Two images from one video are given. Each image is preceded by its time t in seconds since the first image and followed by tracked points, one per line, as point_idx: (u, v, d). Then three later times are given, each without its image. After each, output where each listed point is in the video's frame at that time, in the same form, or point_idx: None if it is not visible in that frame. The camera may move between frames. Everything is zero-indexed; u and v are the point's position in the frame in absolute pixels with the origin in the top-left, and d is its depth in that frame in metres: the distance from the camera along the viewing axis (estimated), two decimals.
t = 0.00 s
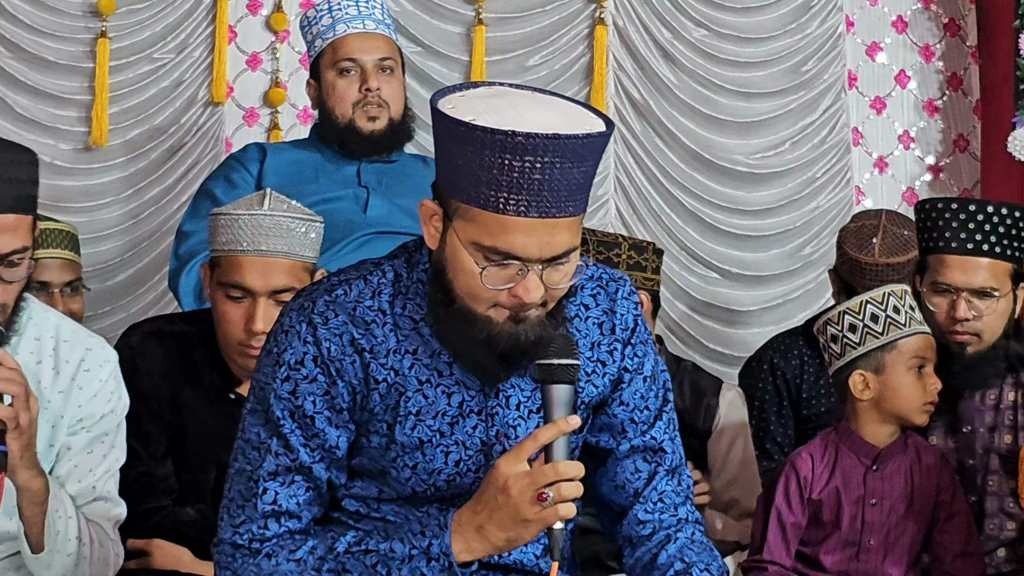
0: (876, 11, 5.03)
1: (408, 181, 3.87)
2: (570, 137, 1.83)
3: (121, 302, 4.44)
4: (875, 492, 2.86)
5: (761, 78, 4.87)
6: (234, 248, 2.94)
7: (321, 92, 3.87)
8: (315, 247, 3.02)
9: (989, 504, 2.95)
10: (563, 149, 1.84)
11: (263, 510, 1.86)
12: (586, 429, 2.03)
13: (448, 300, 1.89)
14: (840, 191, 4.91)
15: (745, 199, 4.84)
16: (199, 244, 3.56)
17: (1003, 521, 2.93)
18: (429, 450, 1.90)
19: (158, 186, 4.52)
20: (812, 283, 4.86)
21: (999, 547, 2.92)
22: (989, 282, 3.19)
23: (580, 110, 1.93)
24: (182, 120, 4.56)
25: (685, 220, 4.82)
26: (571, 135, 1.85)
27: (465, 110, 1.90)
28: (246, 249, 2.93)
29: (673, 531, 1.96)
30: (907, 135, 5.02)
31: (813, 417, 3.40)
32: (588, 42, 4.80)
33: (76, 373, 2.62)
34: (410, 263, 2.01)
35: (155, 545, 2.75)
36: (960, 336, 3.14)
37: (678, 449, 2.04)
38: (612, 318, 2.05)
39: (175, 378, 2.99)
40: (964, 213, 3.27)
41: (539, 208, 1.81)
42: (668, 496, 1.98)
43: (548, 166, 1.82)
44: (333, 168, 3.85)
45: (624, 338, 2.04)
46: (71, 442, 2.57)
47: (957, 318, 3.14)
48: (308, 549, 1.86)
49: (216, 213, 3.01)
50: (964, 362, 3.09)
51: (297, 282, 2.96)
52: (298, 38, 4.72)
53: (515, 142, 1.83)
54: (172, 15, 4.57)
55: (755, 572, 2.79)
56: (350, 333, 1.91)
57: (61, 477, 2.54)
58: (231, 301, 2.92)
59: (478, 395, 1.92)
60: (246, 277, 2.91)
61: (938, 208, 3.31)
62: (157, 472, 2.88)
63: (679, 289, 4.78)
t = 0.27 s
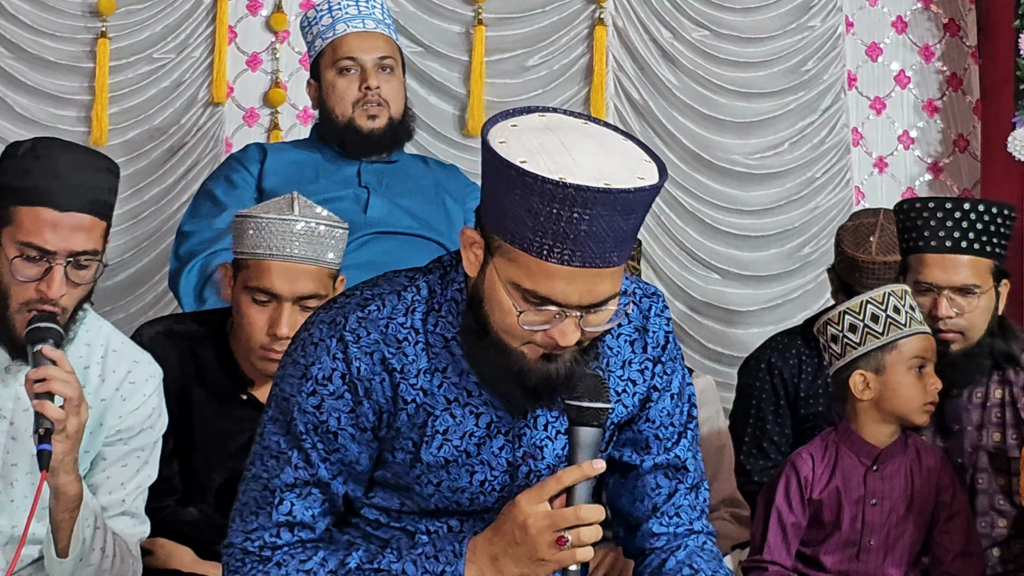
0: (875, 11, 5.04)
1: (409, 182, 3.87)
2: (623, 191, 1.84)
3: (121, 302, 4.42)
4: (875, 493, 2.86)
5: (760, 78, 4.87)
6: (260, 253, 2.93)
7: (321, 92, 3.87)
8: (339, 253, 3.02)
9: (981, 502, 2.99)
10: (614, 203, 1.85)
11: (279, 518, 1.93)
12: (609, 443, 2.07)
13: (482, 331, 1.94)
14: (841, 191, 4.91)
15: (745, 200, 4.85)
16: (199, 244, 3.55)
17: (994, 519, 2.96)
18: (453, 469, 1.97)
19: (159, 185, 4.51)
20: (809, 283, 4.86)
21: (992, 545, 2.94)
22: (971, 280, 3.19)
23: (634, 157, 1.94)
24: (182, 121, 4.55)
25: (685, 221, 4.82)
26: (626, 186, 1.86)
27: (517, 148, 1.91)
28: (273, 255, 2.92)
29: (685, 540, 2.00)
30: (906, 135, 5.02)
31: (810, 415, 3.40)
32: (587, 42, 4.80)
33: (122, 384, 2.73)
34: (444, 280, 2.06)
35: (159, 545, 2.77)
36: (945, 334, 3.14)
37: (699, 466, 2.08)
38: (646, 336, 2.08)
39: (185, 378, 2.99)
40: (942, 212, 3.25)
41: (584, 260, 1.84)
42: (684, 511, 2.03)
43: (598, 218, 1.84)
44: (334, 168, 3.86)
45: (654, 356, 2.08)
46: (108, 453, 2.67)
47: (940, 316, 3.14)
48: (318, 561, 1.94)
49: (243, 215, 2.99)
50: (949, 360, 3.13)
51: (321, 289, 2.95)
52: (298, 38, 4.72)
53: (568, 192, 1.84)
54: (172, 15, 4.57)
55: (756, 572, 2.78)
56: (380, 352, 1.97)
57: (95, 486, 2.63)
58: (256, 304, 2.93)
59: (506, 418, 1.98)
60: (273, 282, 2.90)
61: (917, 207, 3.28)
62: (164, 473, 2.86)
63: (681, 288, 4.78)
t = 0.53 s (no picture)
0: (875, 11, 5.03)
1: (410, 182, 3.86)
2: (650, 219, 1.83)
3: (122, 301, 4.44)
4: (875, 493, 2.86)
5: (760, 78, 4.87)
6: (280, 256, 2.94)
7: (321, 92, 3.87)
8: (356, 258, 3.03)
9: (981, 500, 3.01)
10: (642, 230, 1.84)
11: (287, 519, 1.92)
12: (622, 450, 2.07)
13: (500, 346, 1.93)
14: (841, 191, 4.91)
15: (745, 200, 4.86)
16: (199, 243, 3.56)
17: (994, 518, 2.98)
18: (465, 477, 1.97)
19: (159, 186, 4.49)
20: (807, 283, 4.86)
21: (992, 545, 2.96)
22: (978, 279, 3.18)
23: (663, 179, 1.91)
24: (182, 121, 4.55)
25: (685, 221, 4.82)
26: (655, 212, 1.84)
27: (546, 167, 1.89)
28: (297, 258, 2.92)
29: (691, 544, 2.01)
30: (906, 135, 5.02)
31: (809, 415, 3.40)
32: (587, 42, 4.80)
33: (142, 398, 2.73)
34: (462, 287, 2.05)
35: (160, 544, 2.77)
36: (949, 333, 3.13)
37: (710, 474, 2.08)
38: (662, 345, 2.06)
39: (199, 378, 2.99)
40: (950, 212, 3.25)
41: (607, 284, 1.84)
42: (693, 518, 2.03)
43: (625, 245, 1.83)
44: (334, 168, 3.86)
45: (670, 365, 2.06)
46: (122, 465, 2.67)
47: (947, 316, 3.13)
48: (325, 562, 1.91)
49: (263, 217, 2.99)
50: (950, 360, 3.13)
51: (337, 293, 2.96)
52: (298, 38, 4.72)
53: (598, 217, 1.82)
54: (172, 15, 4.57)
55: (755, 571, 2.79)
56: (397, 358, 1.96)
57: (106, 496, 2.63)
58: (271, 307, 2.93)
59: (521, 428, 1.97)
60: (290, 286, 2.91)
61: (926, 207, 3.28)
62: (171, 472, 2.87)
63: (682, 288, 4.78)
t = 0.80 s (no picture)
0: (875, 11, 5.03)
1: (409, 181, 3.86)
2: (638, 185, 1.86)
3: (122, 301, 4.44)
4: (875, 493, 2.86)
5: (759, 78, 4.88)
6: (256, 258, 2.94)
7: (321, 92, 3.87)
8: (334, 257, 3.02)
9: (992, 503, 3.00)
10: (630, 198, 1.87)
11: (288, 507, 1.92)
12: (616, 441, 2.08)
13: (496, 327, 1.95)
14: (841, 191, 4.91)
15: (743, 200, 4.85)
16: (199, 242, 3.56)
17: (1004, 520, 2.98)
18: (462, 462, 1.96)
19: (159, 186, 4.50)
20: (807, 283, 4.86)
21: (999, 547, 2.98)
22: (1007, 284, 3.18)
23: (650, 155, 1.95)
24: (182, 121, 4.55)
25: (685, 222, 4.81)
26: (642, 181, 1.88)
27: (535, 141, 1.92)
28: (273, 259, 2.92)
29: (690, 544, 2.00)
30: (906, 135, 5.02)
31: (808, 413, 3.40)
32: (587, 43, 4.79)
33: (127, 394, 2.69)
34: (456, 273, 2.07)
35: (160, 544, 2.78)
36: (973, 337, 3.13)
37: (705, 467, 2.09)
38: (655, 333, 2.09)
39: (191, 377, 2.98)
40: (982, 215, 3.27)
41: (598, 253, 1.85)
42: (691, 513, 2.03)
43: (614, 212, 1.85)
44: (334, 167, 3.84)
45: (661, 354, 2.08)
46: (110, 462, 2.64)
47: (974, 319, 3.13)
48: (327, 552, 1.91)
49: (238, 218, 2.99)
50: (975, 361, 3.11)
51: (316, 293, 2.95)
52: (298, 38, 4.72)
53: (586, 184, 1.85)
54: (172, 15, 4.57)
55: (755, 571, 2.78)
56: (391, 341, 1.99)
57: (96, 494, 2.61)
58: (251, 309, 2.93)
59: (515, 410, 1.98)
60: (267, 287, 2.91)
61: (959, 208, 3.29)
62: (168, 473, 2.87)
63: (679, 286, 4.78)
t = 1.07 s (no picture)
0: (875, 11, 5.03)
1: (408, 181, 3.87)
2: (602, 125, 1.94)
3: (122, 300, 4.44)
4: (875, 493, 2.85)
5: (759, 77, 4.87)
6: (228, 256, 2.94)
7: (320, 91, 3.87)
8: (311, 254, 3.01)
9: (999, 504, 2.99)
10: (596, 139, 1.94)
11: (284, 483, 1.89)
12: (599, 426, 2.07)
13: (476, 286, 1.99)
14: (841, 191, 4.91)
15: (741, 198, 4.85)
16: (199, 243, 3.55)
17: (1010, 522, 2.96)
18: (449, 433, 1.96)
19: (159, 185, 4.52)
20: (807, 283, 4.87)
21: (1003, 547, 2.94)
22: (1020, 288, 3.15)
23: (613, 106, 2.03)
24: (182, 121, 4.56)
25: (683, 220, 4.82)
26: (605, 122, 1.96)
27: (501, 96, 2.01)
28: (241, 258, 2.92)
29: (682, 536, 1.97)
30: (906, 135, 5.02)
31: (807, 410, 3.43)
32: (587, 43, 4.80)
33: (78, 371, 2.73)
34: (435, 252, 2.10)
35: (155, 546, 2.76)
36: (985, 338, 3.11)
37: (688, 451, 2.07)
38: (631, 315, 2.11)
39: (175, 377, 2.99)
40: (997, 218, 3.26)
41: (568, 193, 1.91)
42: (677, 497, 2.01)
43: (580, 152, 1.92)
44: (333, 167, 3.84)
45: (639, 335, 2.10)
46: (70, 441, 2.66)
47: (987, 320, 3.11)
48: (327, 524, 1.88)
49: (210, 218, 3.00)
50: (988, 365, 3.08)
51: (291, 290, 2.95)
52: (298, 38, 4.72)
53: (551, 126, 1.93)
54: (172, 15, 4.57)
55: (755, 571, 2.78)
56: (375, 312, 2.00)
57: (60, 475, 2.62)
58: (227, 308, 2.94)
59: (498, 380, 2.00)
60: (240, 286, 2.91)
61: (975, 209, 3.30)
62: (159, 473, 2.89)
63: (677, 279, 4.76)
